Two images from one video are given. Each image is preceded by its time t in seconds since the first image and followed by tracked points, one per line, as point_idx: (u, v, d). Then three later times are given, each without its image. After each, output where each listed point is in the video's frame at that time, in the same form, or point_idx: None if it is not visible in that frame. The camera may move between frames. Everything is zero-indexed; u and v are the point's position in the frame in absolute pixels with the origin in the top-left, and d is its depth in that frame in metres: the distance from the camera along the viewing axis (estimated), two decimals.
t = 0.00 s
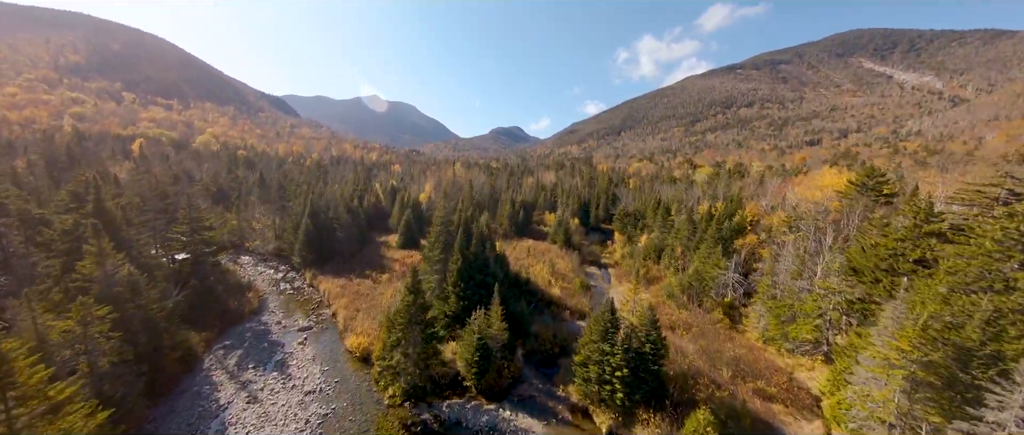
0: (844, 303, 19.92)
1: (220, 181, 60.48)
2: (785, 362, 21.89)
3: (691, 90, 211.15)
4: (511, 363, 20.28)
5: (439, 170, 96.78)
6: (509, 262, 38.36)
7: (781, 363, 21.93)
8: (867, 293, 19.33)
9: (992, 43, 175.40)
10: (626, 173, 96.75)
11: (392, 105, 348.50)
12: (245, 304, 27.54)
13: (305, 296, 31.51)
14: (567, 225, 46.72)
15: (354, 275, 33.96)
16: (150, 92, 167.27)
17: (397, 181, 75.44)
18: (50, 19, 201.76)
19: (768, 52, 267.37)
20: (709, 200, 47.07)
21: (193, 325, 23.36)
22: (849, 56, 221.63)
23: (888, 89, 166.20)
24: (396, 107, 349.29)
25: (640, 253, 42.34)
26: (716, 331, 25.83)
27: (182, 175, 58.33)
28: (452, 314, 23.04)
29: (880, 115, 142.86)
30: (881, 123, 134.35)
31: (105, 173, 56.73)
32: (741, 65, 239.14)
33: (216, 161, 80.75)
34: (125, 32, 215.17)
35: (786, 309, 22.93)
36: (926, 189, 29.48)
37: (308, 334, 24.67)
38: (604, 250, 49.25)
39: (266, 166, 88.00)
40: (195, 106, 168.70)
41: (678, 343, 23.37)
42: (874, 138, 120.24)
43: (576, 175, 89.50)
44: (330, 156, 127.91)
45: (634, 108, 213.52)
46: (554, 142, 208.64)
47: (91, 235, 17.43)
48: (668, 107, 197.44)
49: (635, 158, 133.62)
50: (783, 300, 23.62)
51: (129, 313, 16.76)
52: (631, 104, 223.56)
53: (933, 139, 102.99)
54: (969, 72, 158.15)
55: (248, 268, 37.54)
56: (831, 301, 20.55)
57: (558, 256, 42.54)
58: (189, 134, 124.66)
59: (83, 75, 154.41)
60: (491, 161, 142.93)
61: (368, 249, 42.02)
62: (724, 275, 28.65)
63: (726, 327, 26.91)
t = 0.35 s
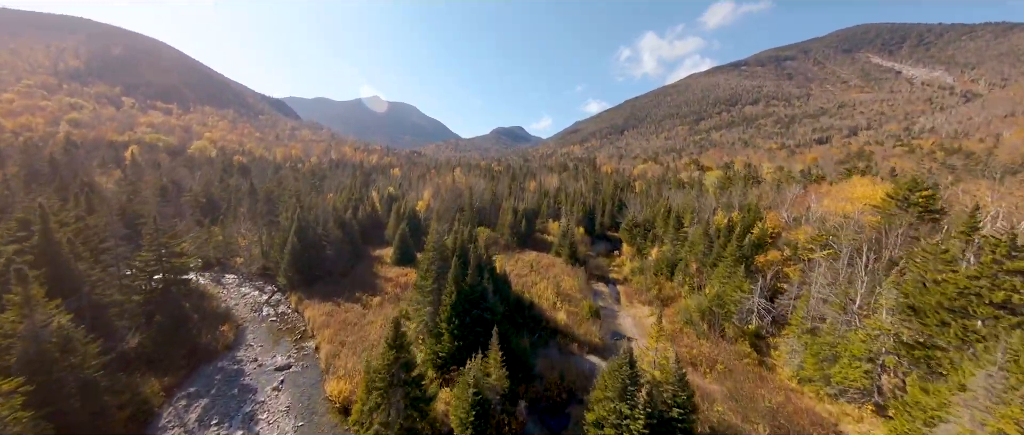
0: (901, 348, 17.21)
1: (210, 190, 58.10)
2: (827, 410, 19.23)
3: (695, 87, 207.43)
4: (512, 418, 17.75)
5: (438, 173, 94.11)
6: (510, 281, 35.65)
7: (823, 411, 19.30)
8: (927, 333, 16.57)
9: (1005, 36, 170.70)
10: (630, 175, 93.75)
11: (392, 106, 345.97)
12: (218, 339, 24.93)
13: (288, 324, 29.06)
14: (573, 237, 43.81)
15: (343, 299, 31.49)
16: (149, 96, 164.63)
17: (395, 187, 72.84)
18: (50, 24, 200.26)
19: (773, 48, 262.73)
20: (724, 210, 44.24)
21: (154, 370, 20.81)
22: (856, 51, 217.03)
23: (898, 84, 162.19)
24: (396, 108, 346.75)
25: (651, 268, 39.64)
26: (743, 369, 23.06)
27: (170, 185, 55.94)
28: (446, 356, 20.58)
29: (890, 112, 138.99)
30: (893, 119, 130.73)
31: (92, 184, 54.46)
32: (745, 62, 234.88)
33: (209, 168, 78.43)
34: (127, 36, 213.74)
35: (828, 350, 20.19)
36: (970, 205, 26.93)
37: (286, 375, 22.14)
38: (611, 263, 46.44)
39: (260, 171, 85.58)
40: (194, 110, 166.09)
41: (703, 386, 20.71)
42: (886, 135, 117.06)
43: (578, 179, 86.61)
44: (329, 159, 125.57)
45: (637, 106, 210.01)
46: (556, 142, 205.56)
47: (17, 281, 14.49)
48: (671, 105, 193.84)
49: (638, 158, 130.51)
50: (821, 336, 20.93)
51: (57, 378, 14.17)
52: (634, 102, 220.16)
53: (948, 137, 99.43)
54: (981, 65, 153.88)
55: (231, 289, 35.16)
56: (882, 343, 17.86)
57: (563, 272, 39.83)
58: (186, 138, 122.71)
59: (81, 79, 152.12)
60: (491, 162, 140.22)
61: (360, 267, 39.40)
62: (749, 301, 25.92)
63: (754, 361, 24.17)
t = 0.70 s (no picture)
0: (977, 412, 13.33)
1: (199, 200, 55.73)
2: None
3: (700, 84, 203.37)
4: None
5: (437, 178, 91.38)
6: (512, 304, 32.98)
7: None
8: (1010, 394, 12.53)
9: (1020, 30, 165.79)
10: (635, 178, 90.57)
11: (393, 106, 343.26)
12: (183, 383, 22.59)
13: (268, 358, 26.59)
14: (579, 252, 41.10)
15: (331, 329, 29.16)
16: (149, 99, 162.61)
17: (392, 194, 70.21)
18: (51, 28, 198.64)
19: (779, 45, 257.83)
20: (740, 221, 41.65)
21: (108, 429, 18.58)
22: (865, 47, 212.11)
23: (910, 80, 157.62)
24: (397, 108, 343.90)
25: (664, 287, 36.88)
26: (778, 421, 20.88)
27: (157, 196, 53.67)
28: (438, 411, 17.96)
29: (902, 109, 134.85)
30: (905, 117, 126.75)
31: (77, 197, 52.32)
32: (751, 59, 230.57)
33: (202, 175, 76.16)
34: (127, 39, 211.99)
35: (883, 405, 17.45)
36: None
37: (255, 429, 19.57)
38: (620, 279, 43.64)
39: (255, 177, 83.28)
40: (194, 112, 164.06)
41: None
42: (898, 134, 113.44)
43: (582, 182, 83.54)
44: (327, 161, 123.08)
45: (641, 104, 206.32)
46: (558, 142, 202.34)
47: None
48: (676, 103, 190.09)
49: (643, 159, 127.04)
50: (872, 386, 18.26)
51: None
52: (637, 101, 216.39)
53: (965, 135, 95.68)
54: (995, 60, 149.36)
55: (210, 314, 32.78)
56: (955, 402, 14.35)
57: (568, 291, 37.21)
58: (183, 142, 120.81)
59: (80, 83, 150.38)
60: (493, 164, 137.34)
61: (351, 287, 36.72)
62: (780, 335, 23.24)
63: (787, 408, 21.82)
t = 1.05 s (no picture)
0: None
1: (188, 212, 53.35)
2: None
3: (706, 81, 199.13)
4: None
5: (437, 183, 88.64)
6: (513, 330, 30.39)
7: None
8: None
9: None
10: (642, 181, 87.25)
11: (394, 106, 340.46)
12: None
13: (243, 400, 24.32)
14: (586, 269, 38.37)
15: (316, 363, 26.77)
16: (149, 102, 158.96)
17: (389, 201, 67.63)
18: (52, 31, 196.96)
19: (786, 41, 252.48)
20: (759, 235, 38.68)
21: None
22: (875, 42, 206.75)
23: (923, 75, 152.76)
24: (398, 107, 341.08)
25: (679, 309, 34.21)
26: None
27: (144, 208, 51.19)
28: None
29: (916, 106, 129.84)
30: (920, 114, 122.36)
31: (61, 209, 50.07)
32: (757, 56, 225.68)
33: (195, 182, 73.76)
34: (129, 41, 210.15)
35: None
36: None
37: None
38: (629, 297, 40.89)
39: (250, 183, 80.80)
40: (194, 114, 160.45)
41: None
42: (914, 133, 108.22)
43: (586, 186, 80.46)
44: (326, 163, 120.56)
45: (646, 102, 202.16)
46: (561, 140, 198.77)
47: None
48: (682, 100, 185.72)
49: (648, 159, 123.50)
50: None
51: None
52: (642, 99, 212.47)
53: (985, 134, 91.26)
54: (1013, 55, 144.20)
55: (187, 342, 30.55)
56: None
57: (574, 313, 34.54)
58: (180, 144, 118.63)
59: (79, 86, 148.24)
60: (494, 166, 134.15)
61: (341, 311, 34.26)
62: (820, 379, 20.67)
63: None
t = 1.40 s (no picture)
0: None
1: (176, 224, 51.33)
2: None
3: (712, 78, 194.76)
4: None
5: (436, 188, 85.92)
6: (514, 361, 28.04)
7: None
8: None
9: None
10: (648, 184, 83.89)
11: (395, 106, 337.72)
12: None
13: None
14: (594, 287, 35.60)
15: (298, 404, 24.58)
16: (148, 103, 154.29)
17: (386, 208, 65.11)
18: (54, 34, 194.92)
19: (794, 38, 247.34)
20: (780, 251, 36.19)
21: None
22: (886, 38, 201.68)
23: (937, 71, 147.92)
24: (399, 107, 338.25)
25: (695, 333, 31.71)
26: None
27: (129, 220, 48.96)
28: None
29: (929, 104, 123.53)
30: (934, 112, 116.87)
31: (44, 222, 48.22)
32: (765, 53, 221.11)
33: (188, 189, 71.49)
34: (130, 42, 207.93)
35: None
36: None
37: None
38: (640, 318, 38.39)
39: (244, 188, 78.39)
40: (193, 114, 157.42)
41: None
42: (930, 132, 102.69)
43: (591, 191, 77.40)
44: (325, 165, 118.02)
45: (650, 100, 197.92)
46: (564, 140, 195.30)
47: None
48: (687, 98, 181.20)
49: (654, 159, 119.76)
50: None
51: None
52: (646, 97, 208.49)
53: (1006, 133, 86.41)
54: None
55: (161, 376, 28.72)
56: None
57: (580, 339, 32.17)
58: (177, 147, 116.57)
59: (77, 88, 145.96)
60: (495, 168, 130.96)
61: (329, 338, 31.99)
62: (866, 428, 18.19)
63: None
